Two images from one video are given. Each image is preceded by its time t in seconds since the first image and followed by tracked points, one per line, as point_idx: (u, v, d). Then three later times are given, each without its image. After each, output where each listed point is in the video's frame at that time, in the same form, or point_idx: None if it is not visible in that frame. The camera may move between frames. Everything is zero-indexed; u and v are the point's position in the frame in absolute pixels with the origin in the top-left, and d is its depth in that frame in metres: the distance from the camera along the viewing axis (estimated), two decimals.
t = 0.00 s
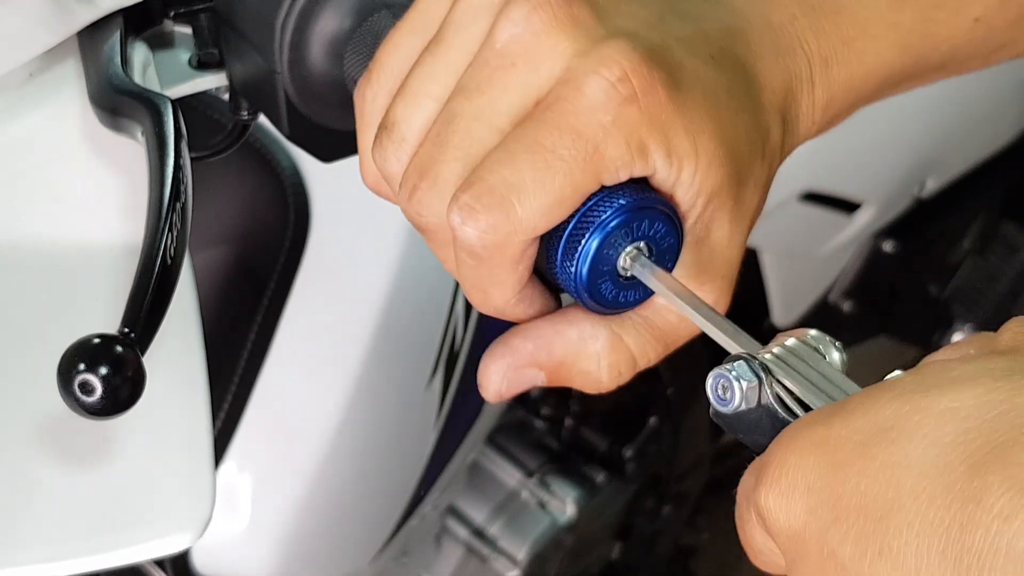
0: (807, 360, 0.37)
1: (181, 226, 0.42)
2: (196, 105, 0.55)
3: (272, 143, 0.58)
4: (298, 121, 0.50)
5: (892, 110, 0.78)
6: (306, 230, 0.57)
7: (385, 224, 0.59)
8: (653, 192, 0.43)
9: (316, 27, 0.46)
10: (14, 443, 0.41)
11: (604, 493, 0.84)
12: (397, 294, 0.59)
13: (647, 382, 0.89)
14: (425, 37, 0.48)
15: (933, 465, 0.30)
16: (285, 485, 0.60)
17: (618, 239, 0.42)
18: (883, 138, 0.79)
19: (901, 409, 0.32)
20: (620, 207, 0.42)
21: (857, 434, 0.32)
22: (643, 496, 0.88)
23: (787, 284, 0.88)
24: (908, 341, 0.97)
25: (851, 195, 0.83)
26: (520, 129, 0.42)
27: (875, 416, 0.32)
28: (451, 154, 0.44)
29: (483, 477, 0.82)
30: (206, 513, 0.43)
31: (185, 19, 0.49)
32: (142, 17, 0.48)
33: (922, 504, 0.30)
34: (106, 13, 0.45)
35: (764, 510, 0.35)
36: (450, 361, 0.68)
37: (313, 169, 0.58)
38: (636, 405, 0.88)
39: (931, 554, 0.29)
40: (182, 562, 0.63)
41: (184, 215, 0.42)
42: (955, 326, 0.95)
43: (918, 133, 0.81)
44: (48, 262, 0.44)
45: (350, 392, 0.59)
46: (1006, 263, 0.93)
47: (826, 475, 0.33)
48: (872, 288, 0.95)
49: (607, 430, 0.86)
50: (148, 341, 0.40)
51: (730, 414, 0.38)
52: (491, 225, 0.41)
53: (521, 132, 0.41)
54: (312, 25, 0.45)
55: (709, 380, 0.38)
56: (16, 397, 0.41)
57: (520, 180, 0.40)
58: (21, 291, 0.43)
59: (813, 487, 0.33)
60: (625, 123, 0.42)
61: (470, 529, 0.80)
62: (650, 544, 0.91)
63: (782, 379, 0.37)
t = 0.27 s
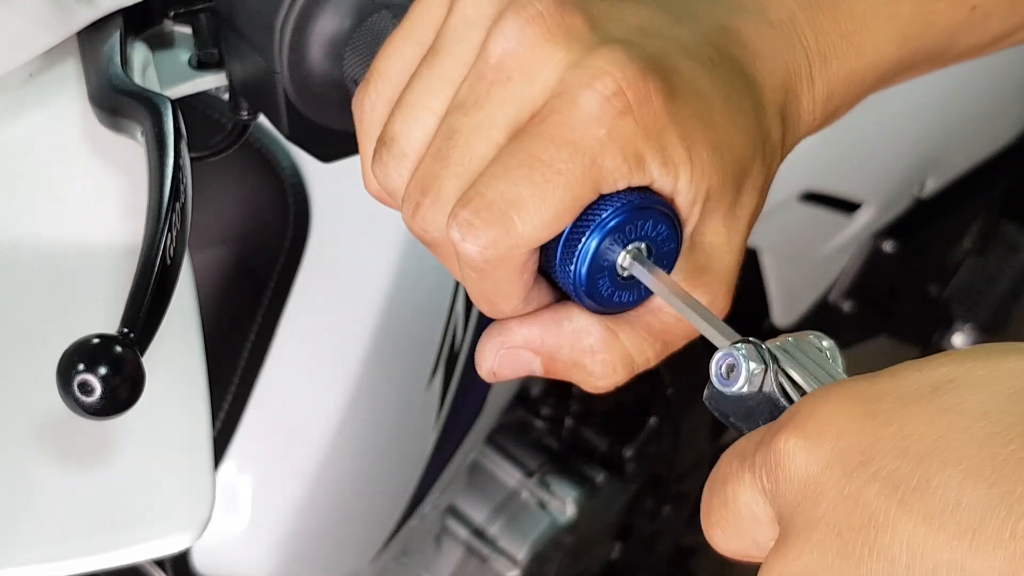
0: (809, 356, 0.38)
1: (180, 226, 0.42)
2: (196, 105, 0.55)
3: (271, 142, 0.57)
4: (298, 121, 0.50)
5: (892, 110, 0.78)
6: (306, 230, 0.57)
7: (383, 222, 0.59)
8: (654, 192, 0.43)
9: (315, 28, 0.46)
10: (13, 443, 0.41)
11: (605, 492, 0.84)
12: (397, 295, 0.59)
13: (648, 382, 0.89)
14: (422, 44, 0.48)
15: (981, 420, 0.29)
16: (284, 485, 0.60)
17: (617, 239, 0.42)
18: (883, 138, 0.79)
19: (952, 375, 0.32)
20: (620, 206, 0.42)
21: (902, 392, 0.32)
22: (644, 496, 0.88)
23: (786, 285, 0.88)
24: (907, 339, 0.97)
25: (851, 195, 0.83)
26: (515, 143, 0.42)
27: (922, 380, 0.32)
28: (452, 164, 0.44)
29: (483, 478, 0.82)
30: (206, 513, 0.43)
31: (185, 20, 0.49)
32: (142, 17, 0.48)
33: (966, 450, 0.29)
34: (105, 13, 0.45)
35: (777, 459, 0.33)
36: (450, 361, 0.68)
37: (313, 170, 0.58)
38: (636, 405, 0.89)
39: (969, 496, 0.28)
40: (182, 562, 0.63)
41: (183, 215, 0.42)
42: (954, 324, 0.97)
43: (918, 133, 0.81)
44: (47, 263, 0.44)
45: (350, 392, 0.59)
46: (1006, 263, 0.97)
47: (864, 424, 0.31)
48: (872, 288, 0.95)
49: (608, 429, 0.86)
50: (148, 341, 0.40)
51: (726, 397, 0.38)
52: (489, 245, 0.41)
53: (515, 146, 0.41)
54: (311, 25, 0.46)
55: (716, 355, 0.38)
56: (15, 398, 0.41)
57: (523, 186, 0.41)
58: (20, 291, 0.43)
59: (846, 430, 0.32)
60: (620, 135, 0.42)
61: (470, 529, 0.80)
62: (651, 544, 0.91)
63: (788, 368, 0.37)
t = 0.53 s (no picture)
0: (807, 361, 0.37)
1: (182, 226, 0.42)
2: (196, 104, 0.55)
3: (272, 142, 0.57)
4: (299, 120, 0.50)
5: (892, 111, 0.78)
6: (306, 230, 0.57)
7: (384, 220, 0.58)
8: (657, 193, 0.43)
9: (317, 28, 0.45)
10: (15, 443, 0.41)
11: (605, 493, 0.84)
12: (398, 294, 0.59)
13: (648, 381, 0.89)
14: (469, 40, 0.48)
15: (896, 506, 0.29)
16: (285, 484, 0.60)
17: (617, 241, 0.42)
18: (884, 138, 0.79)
19: (885, 439, 0.31)
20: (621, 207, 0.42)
21: (823, 478, 0.31)
22: (644, 496, 0.88)
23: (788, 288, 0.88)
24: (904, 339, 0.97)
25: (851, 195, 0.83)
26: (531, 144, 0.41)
27: (851, 445, 0.31)
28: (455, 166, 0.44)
29: (484, 478, 0.82)
30: (208, 513, 0.43)
31: (187, 20, 0.49)
32: (143, 17, 0.48)
33: (886, 540, 0.29)
34: (107, 13, 0.45)
35: (743, 549, 0.34)
36: (451, 360, 0.68)
37: (314, 171, 0.57)
38: (636, 406, 0.88)
39: None
40: (183, 560, 0.63)
41: (185, 215, 0.42)
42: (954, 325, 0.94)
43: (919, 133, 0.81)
44: (49, 263, 0.44)
45: (351, 392, 0.59)
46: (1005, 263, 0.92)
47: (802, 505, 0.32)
48: (872, 288, 0.96)
49: (608, 430, 0.86)
50: (150, 341, 0.40)
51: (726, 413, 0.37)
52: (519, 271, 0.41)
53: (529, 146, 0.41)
54: (313, 25, 0.45)
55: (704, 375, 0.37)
56: (17, 398, 0.41)
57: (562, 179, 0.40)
58: (22, 291, 0.43)
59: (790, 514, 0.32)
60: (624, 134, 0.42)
61: (470, 529, 0.81)
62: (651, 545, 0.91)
63: (784, 378, 0.36)
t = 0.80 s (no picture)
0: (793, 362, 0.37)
1: (180, 226, 0.42)
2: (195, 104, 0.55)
3: (273, 142, 0.57)
4: (297, 120, 0.50)
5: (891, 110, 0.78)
6: (306, 229, 0.57)
7: (383, 219, 0.58)
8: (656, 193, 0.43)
9: (315, 27, 0.46)
10: (13, 443, 0.41)
11: (604, 494, 0.84)
12: (397, 294, 0.59)
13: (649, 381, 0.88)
14: (459, 54, 0.47)
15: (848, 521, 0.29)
16: (284, 484, 0.60)
17: (616, 242, 0.42)
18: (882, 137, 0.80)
19: (838, 452, 0.30)
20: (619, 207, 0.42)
21: (793, 488, 0.31)
22: (644, 496, 0.88)
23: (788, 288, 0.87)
24: (905, 338, 0.96)
25: (851, 195, 0.83)
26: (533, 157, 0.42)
27: (807, 460, 0.31)
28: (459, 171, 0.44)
29: (483, 476, 0.83)
30: (206, 512, 0.43)
31: (185, 20, 0.49)
32: (142, 17, 0.48)
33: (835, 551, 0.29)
34: (105, 13, 0.45)
35: (718, 551, 0.34)
36: (450, 360, 0.68)
37: (313, 170, 0.57)
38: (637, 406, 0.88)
39: None
40: (184, 559, 0.64)
41: (183, 214, 0.42)
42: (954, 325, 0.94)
43: (920, 132, 0.81)
44: (48, 263, 0.44)
45: (349, 391, 0.59)
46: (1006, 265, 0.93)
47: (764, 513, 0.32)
48: (872, 288, 0.96)
49: (607, 429, 0.86)
50: (148, 341, 0.40)
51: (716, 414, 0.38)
52: (513, 270, 0.40)
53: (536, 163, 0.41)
54: (311, 26, 0.46)
55: (692, 375, 0.39)
56: (16, 398, 0.41)
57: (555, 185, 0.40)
58: (21, 291, 0.43)
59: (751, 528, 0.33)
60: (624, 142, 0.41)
61: (470, 529, 0.81)
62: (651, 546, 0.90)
63: (770, 381, 0.36)
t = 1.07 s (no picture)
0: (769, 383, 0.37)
1: (182, 226, 0.41)
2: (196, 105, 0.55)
3: (273, 142, 0.56)
4: (298, 119, 0.50)
5: (890, 109, 0.78)
6: (306, 229, 0.56)
7: (384, 221, 0.58)
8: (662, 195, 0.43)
9: (316, 28, 0.46)
10: (14, 443, 0.41)
11: (604, 494, 0.84)
12: (398, 295, 0.59)
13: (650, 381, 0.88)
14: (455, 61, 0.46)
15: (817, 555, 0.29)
16: (285, 483, 0.60)
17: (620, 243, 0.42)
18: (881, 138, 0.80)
19: (825, 490, 0.30)
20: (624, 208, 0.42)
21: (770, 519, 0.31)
22: (644, 496, 0.86)
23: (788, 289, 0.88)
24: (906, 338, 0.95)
25: (850, 194, 0.83)
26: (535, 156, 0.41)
27: (789, 494, 0.31)
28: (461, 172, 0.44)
29: (484, 477, 0.83)
30: (208, 512, 0.43)
31: (186, 19, 0.49)
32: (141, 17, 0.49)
33: None
34: (106, 13, 0.45)
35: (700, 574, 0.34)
36: (451, 360, 0.68)
37: (313, 169, 0.57)
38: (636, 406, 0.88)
39: None
40: (184, 559, 0.64)
41: (184, 215, 0.42)
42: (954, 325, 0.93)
43: (920, 133, 0.81)
44: (49, 263, 0.44)
45: (349, 391, 0.59)
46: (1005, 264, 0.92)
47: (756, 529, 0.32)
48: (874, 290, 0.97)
49: (607, 428, 0.86)
50: (149, 341, 0.40)
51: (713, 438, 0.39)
52: (520, 344, 0.43)
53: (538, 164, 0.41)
54: (311, 27, 0.46)
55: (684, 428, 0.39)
56: (17, 397, 0.41)
57: (533, 220, 0.39)
58: (23, 291, 0.43)
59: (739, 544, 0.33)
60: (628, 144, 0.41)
61: (470, 528, 0.81)
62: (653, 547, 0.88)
63: (747, 413, 0.37)
